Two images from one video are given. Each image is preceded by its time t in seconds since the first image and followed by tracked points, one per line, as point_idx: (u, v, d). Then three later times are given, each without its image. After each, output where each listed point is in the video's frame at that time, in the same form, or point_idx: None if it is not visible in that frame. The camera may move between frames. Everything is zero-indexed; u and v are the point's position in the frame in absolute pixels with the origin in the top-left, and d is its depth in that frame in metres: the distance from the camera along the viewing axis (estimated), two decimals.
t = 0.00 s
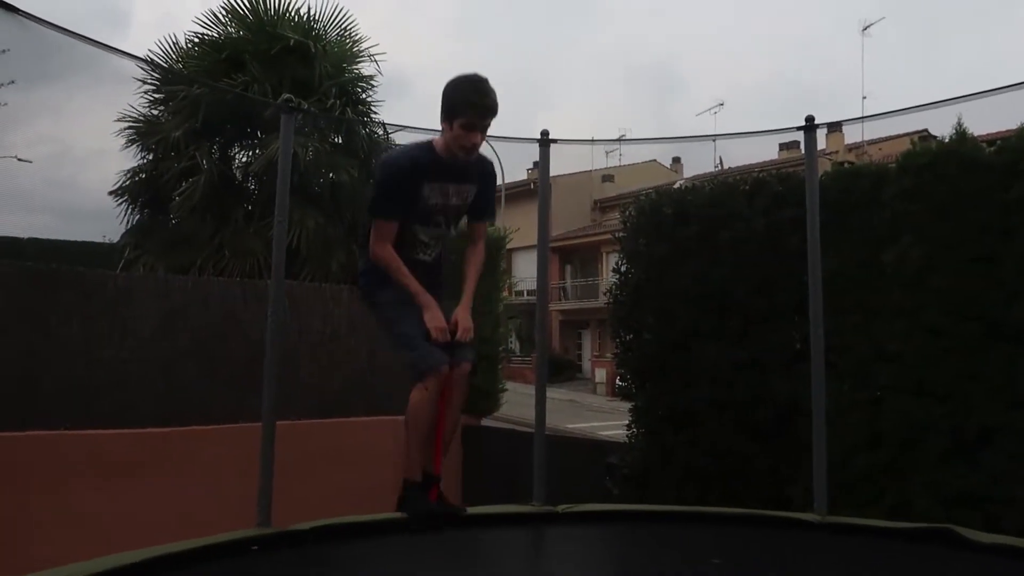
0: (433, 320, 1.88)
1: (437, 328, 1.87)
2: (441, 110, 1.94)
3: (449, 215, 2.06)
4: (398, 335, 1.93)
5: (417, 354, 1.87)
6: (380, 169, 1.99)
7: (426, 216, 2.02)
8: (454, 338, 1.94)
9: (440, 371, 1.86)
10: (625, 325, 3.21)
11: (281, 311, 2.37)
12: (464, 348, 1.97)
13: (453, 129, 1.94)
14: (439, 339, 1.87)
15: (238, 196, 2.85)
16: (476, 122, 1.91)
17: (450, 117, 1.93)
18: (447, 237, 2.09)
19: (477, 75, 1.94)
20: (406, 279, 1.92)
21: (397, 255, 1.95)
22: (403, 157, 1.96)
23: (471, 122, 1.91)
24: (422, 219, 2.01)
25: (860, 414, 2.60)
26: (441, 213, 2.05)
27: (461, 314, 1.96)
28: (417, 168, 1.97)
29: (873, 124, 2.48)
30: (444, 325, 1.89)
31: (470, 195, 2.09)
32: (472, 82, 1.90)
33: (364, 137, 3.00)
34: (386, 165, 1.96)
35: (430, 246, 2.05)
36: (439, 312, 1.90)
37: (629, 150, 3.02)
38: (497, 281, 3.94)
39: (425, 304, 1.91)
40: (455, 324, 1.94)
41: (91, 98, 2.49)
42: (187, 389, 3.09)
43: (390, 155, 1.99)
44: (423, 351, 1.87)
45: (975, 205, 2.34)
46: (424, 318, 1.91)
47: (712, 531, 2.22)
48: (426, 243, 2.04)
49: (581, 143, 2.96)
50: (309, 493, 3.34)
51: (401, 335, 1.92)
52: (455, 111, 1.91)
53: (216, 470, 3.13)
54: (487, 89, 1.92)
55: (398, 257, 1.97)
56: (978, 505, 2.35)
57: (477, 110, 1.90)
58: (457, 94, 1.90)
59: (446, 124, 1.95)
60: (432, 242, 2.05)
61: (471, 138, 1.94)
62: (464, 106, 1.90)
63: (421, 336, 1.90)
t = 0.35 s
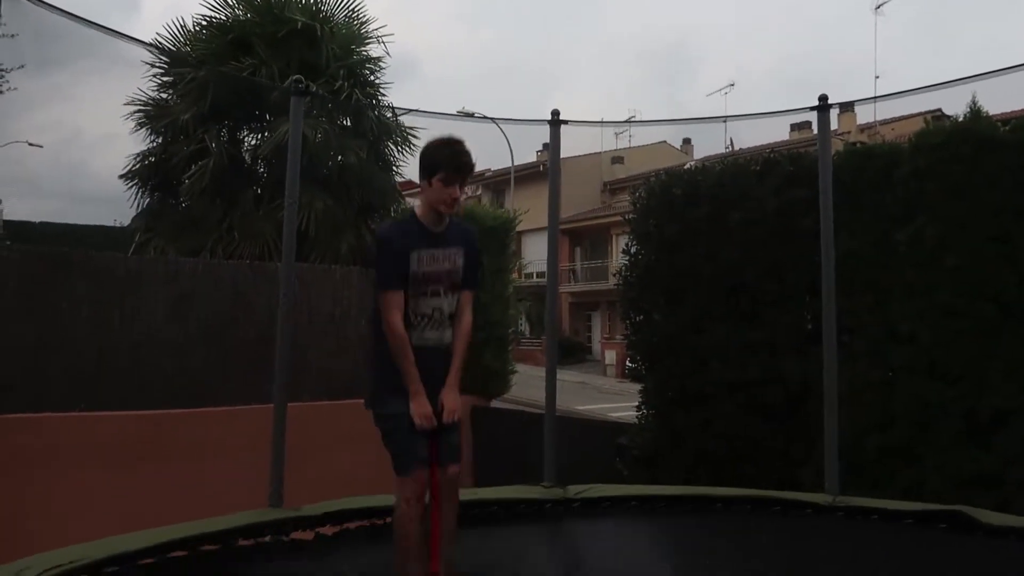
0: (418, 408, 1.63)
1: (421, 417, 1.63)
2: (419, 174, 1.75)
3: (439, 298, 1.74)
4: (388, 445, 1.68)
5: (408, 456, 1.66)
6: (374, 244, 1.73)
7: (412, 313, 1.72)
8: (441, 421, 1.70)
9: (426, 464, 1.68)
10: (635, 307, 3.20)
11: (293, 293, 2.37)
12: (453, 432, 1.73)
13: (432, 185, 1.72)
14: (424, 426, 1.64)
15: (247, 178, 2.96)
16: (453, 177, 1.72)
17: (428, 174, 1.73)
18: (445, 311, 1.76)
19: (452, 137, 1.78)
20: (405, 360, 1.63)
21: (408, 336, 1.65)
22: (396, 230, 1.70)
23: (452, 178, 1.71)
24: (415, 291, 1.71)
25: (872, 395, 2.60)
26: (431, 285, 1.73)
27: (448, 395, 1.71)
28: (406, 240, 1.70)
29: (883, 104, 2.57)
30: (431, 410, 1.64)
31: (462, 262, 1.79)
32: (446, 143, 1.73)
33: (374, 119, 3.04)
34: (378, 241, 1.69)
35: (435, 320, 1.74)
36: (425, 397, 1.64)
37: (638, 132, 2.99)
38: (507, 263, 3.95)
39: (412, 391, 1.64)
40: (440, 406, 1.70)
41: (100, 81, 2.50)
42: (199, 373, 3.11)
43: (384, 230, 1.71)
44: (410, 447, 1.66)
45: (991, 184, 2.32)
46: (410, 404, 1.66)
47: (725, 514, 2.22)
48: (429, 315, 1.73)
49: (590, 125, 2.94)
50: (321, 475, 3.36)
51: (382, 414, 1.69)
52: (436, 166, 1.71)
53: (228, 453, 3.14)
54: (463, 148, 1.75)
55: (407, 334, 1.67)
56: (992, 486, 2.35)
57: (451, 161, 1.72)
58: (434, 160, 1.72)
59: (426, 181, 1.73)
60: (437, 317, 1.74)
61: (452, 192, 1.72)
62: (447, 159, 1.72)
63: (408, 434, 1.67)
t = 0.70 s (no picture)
0: (401, 210, 2.11)
1: (403, 221, 2.11)
2: None
3: (426, 110, 2.26)
4: (375, 224, 2.19)
5: (396, 264, 2.16)
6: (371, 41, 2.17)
7: (397, 118, 2.21)
8: (424, 231, 2.17)
9: (408, 277, 2.16)
10: (647, 305, 3.20)
11: (307, 292, 2.38)
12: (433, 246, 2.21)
13: None
14: (404, 229, 2.11)
15: (260, 177, 3.03)
16: None
17: None
18: (429, 123, 2.27)
19: None
20: (388, 160, 2.11)
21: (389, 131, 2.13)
22: (395, 32, 2.16)
23: None
24: (402, 97, 2.20)
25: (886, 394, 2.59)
26: (417, 95, 2.23)
27: (433, 208, 2.18)
28: (403, 42, 2.16)
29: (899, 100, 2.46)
30: (411, 216, 2.11)
31: (451, 78, 2.29)
32: None
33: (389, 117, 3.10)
34: (376, 36, 2.16)
35: (414, 127, 2.24)
36: (408, 204, 2.11)
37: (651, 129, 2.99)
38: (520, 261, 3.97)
39: (398, 194, 2.11)
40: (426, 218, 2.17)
41: (117, 80, 2.49)
42: (214, 370, 3.13)
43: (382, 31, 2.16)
44: (399, 255, 2.16)
45: (1007, 181, 2.30)
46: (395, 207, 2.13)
47: (738, 510, 2.21)
48: (410, 121, 2.23)
49: (603, 122, 2.94)
50: (335, 473, 3.38)
51: (372, 210, 2.21)
52: None
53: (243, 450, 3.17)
54: None
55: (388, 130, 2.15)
56: (1007, 484, 2.33)
57: None
58: None
59: None
60: (416, 125, 2.24)
61: (447, 14, 2.14)
62: None
63: (394, 239, 2.16)
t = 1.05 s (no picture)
0: (371, 344, 1.75)
1: (374, 354, 1.75)
2: (416, 127, 1.86)
3: (413, 219, 1.92)
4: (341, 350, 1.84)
5: (359, 388, 1.78)
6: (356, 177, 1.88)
7: (379, 246, 1.88)
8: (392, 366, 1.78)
9: (374, 403, 1.79)
10: (659, 309, 3.19)
11: (318, 295, 2.39)
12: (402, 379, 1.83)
13: (427, 146, 1.84)
14: (376, 366, 1.75)
15: (274, 184, 3.25)
16: (447, 142, 1.83)
17: (424, 134, 1.84)
18: (410, 248, 1.94)
19: (455, 99, 1.88)
20: (360, 298, 1.78)
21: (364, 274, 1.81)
22: (381, 170, 1.86)
23: (445, 140, 1.82)
24: (380, 235, 1.88)
25: (900, 398, 2.56)
26: (399, 227, 1.91)
27: (403, 340, 1.80)
28: (392, 183, 1.86)
29: (911, 103, 2.51)
30: (383, 352, 1.76)
31: (437, 216, 1.98)
32: (451, 105, 1.83)
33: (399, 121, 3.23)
34: (362, 175, 1.85)
35: (394, 258, 1.91)
36: (379, 336, 1.76)
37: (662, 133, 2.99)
38: (530, 265, 3.98)
39: (367, 326, 1.77)
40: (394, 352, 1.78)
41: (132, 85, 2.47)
42: (226, 373, 3.14)
43: (368, 168, 1.87)
44: (358, 380, 1.78)
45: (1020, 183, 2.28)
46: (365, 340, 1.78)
47: (750, 515, 2.19)
48: (387, 251, 1.90)
49: (614, 125, 2.92)
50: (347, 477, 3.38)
51: (340, 336, 1.85)
52: (433, 128, 1.82)
53: (254, 454, 3.18)
54: (464, 113, 1.85)
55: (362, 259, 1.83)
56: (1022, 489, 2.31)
57: (448, 124, 1.81)
58: (433, 116, 1.83)
59: (420, 140, 1.86)
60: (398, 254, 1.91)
61: (440, 158, 1.84)
62: (437, 127, 1.81)
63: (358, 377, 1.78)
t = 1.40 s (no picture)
0: (385, 364, 1.64)
1: (386, 374, 1.63)
2: (404, 149, 1.82)
3: (418, 269, 1.81)
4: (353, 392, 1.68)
5: (372, 417, 1.63)
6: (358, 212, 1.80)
7: (389, 278, 1.78)
8: (407, 384, 1.69)
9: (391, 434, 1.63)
10: (670, 311, 3.18)
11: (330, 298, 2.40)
12: (419, 402, 1.70)
13: (414, 161, 1.79)
14: (389, 386, 1.63)
15: (282, 183, 2.98)
16: (435, 158, 1.77)
17: (412, 152, 1.80)
18: (422, 284, 1.82)
19: (439, 119, 1.83)
20: (375, 317, 1.68)
21: (379, 291, 1.71)
22: (379, 197, 1.79)
23: (432, 154, 1.76)
24: (390, 260, 1.77)
25: (913, 400, 2.55)
26: (407, 254, 1.80)
27: (416, 360, 1.71)
28: (390, 206, 1.79)
29: (924, 104, 2.54)
30: (397, 372, 1.64)
31: (438, 236, 1.86)
32: (433, 124, 1.77)
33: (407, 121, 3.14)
34: (362, 206, 1.78)
35: (411, 288, 1.79)
36: (392, 356, 1.65)
37: (672, 134, 2.97)
38: (541, 267, 3.98)
39: (381, 347, 1.66)
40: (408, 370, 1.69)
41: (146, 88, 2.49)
42: (238, 375, 3.16)
43: (367, 197, 1.80)
44: (372, 405, 1.63)
45: None
46: (377, 362, 1.67)
47: (764, 519, 2.18)
48: (403, 283, 1.78)
49: (624, 129, 2.93)
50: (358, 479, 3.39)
51: (348, 376, 1.69)
52: (421, 144, 1.77)
53: (267, 455, 3.19)
54: (449, 128, 1.80)
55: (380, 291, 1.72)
56: None
57: (437, 139, 1.76)
58: (419, 137, 1.78)
59: (408, 159, 1.81)
60: (412, 286, 1.79)
61: (431, 171, 1.79)
62: (426, 140, 1.76)
63: (367, 396, 1.65)
